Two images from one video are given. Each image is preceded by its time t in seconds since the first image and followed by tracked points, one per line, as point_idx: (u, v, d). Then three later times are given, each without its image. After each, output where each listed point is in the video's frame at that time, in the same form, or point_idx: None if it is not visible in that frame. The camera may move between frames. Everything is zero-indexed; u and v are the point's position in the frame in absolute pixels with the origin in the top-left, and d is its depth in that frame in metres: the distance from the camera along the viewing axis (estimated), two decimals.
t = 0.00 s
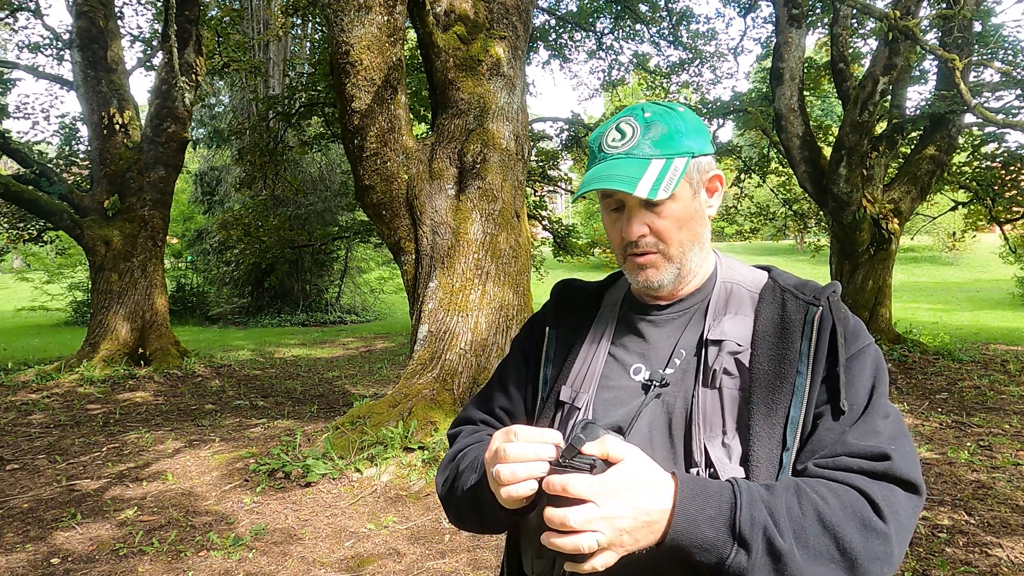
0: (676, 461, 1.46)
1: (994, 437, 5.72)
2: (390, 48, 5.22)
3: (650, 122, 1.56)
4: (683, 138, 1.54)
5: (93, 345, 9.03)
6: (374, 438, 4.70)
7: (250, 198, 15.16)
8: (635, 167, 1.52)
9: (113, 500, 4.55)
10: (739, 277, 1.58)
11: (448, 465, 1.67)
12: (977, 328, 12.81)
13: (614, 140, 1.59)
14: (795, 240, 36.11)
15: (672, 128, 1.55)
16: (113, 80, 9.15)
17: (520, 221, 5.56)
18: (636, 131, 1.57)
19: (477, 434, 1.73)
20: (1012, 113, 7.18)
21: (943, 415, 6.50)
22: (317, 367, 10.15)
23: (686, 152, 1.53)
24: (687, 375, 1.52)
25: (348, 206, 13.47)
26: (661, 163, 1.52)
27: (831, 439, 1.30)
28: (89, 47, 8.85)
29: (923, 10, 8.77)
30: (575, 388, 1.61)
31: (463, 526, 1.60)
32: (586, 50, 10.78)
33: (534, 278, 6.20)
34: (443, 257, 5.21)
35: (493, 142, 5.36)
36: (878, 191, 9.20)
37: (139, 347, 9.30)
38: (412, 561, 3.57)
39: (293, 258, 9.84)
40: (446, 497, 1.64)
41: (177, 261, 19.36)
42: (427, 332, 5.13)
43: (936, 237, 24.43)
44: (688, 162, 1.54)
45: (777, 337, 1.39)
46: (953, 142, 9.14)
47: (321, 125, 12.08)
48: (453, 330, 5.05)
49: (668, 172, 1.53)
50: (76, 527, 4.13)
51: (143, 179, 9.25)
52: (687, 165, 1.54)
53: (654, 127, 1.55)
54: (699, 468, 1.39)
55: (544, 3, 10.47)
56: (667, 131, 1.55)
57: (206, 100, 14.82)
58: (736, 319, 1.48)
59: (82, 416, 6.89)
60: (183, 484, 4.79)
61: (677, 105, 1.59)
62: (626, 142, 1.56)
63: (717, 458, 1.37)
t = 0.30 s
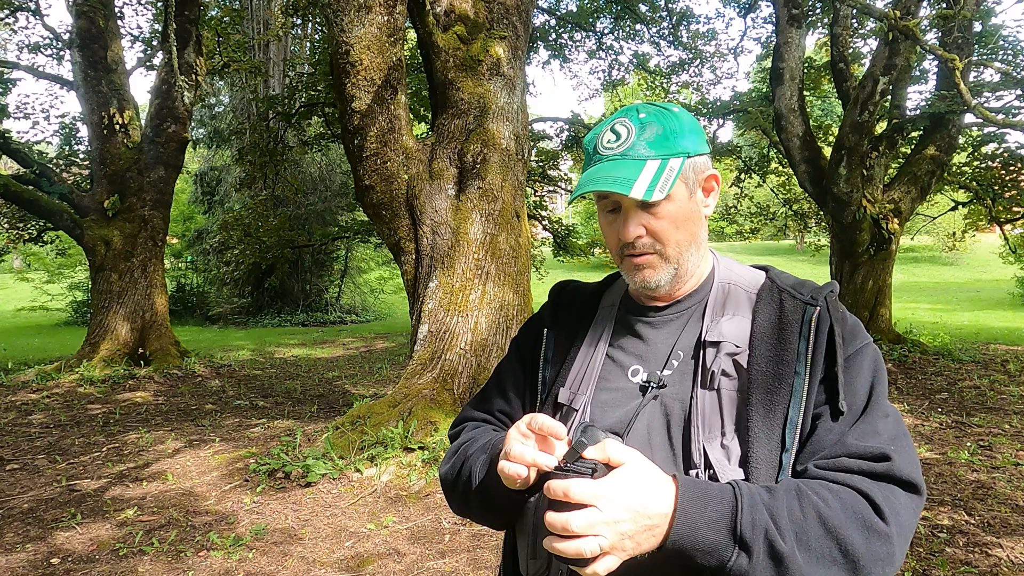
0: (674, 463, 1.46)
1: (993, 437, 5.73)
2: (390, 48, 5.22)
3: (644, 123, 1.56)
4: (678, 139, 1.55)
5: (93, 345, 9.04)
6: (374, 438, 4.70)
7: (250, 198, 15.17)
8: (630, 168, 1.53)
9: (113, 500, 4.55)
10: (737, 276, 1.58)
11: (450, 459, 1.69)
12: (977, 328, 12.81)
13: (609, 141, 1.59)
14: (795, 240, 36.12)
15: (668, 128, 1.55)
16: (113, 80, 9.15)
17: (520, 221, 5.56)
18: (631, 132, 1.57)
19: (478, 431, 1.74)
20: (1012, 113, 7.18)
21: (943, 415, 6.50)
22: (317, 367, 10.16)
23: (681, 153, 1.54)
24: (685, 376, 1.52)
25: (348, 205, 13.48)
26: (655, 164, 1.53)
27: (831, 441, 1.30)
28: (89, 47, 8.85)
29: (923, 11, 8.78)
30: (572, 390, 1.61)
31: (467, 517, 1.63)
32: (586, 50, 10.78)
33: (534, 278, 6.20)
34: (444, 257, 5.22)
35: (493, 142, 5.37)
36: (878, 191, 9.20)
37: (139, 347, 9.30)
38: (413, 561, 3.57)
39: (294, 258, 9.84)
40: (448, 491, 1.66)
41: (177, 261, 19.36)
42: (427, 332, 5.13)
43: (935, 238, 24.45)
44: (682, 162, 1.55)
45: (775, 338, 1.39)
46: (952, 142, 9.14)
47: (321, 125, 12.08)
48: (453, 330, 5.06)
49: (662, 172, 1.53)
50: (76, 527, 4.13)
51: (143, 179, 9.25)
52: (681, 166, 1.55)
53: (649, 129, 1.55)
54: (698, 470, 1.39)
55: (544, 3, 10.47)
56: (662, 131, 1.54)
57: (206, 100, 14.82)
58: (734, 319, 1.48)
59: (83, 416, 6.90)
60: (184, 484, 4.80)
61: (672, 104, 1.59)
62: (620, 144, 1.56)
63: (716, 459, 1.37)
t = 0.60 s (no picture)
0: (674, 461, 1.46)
1: (994, 437, 5.73)
2: (390, 48, 5.22)
3: (641, 124, 1.57)
4: (675, 139, 1.54)
5: (93, 345, 9.04)
6: (374, 438, 4.70)
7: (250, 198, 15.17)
8: (627, 168, 1.53)
9: (113, 500, 4.55)
10: (739, 276, 1.58)
11: (447, 457, 1.69)
12: (977, 328, 12.81)
13: (607, 143, 1.59)
14: (795, 241, 36.13)
15: (665, 128, 1.55)
16: (113, 80, 9.15)
17: (520, 221, 5.56)
18: (628, 133, 1.57)
19: (476, 428, 1.75)
20: (1012, 113, 7.17)
21: (943, 415, 6.50)
22: (317, 367, 10.15)
23: (678, 152, 1.54)
24: (686, 375, 1.52)
25: (348, 205, 13.48)
26: (652, 164, 1.53)
27: (825, 437, 1.30)
28: (89, 47, 8.85)
29: (923, 11, 8.78)
30: (575, 390, 1.61)
31: (461, 517, 1.63)
32: (586, 50, 10.78)
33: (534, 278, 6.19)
34: (444, 257, 5.22)
35: (493, 142, 5.37)
36: (878, 191, 9.20)
37: (139, 347, 9.30)
38: (412, 561, 3.57)
39: (294, 258, 9.84)
40: (444, 489, 1.66)
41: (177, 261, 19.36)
42: (427, 331, 5.13)
43: (935, 238, 24.48)
44: (680, 162, 1.54)
45: (774, 336, 1.39)
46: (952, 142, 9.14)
47: (321, 125, 12.08)
48: (453, 329, 5.05)
49: (660, 172, 1.53)
50: (76, 527, 4.13)
51: (143, 179, 9.25)
52: (679, 165, 1.54)
53: (646, 129, 1.55)
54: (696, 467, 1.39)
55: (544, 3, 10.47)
56: (659, 131, 1.55)
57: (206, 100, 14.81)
58: (734, 318, 1.48)
59: (83, 416, 6.90)
60: (184, 484, 4.80)
61: (670, 105, 1.59)
62: (617, 144, 1.56)
63: (713, 458, 1.37)
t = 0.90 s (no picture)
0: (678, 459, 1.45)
1: (994, 437, 5.73)
2: (390, 48, 5.22)
3: (650, 123, 1.57)
4: (684, 138, 1.54)
5: (93, 345, 9.03)
6: (374, 438, 4.70)
7: (249, 198, 15.17)
8: (635, 166, 1.53)
9: (113, 500, 4.55)
10: (743, 277, 1.58)
11: (447, 457, 1.70)
12: (977, 328, 12.81)
13: (615, 140, 1.60)
14: (795, 240, 36.13)
15: (673, 128, 1.55)
16: (113, 80, 9.14)
17: (520, 221, 5.56)
18: (637, 130, 1.57)
19: (476, 430, 1.75)
20: (1012, 113, 7.17)
21: (943, 415, 6.50)
22: (317, 367, 10.15)
23: (686, 152, 1.54)
24: (690, 374, 1.52)
25: (349, 205, 13.49)
26: (661, 163, 1.53)
27: (833, 439, 1.30)
28: (89, 47, 8.85)
29: (922, 11, 8.78)
30: (575, 386, 1.61)
31: (459, 519, 1.62)
32: (586, 50, 10.78)
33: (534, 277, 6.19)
34: (444, 257, 5.22)
35: (493, 142, 5.36)
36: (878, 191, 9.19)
37: (139, 347, 9.30)
38: (413, 561, 3.57)
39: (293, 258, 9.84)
40: (444, 489, 1.66)
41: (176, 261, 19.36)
42: (427, 331, 5.13)
43: (935, 238, 24.49)
44: (688, 162, 1.54)
45: (781, 337, 1.39)
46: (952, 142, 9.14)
47: (321, 125, 12.08)
48: (453, 330, 5.05)
49: (668, 170, 1.53)
50: (76, 527, 4.13)
51: (143, 179, 9.25)
52: (687, 165, 1.54)
53: (655, 127, 1.55)
54: (702, 467, 1.38)
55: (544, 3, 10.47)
56: (667, 131, 1.55)
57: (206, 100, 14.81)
58: (740, 317, 1.48)
59: (83, 416, 6.90)
60: (184, 483, 4.80)
61: (678, 105, 1.59)
62: (626, 142, 1.56)
63: (720, 457, 1.37)
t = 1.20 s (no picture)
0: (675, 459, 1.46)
1: (994, 437, 5.73)
2: (390, 48, 5.22)
3: (647, 124, 1.56)
4: (680, 139, 1.54)
5: (93, 345, 9.04)
6: (374, 438, 4.70)
7: (250, 198, 15.17)
8: (632, 167, 1.53)
9: (113, 500, 4.55)
10: (742, 275, 1.58)
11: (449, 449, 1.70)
12: (977, 328, 12.81)
13: (612, 142, 1.60)
14: (795, 241, 36.16)
15: (671, 128, 1.55)
16: (113, 80, 9.14)
17: (520, 221, 5.56)
18: (633, 132, 1.57)
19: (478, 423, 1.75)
20: (1012, 113, 7.17)
21: (943, 415, 6.50)
22: (317, 368, 10.15)
23: (683, 152, 1.54)
24: (688, 372, 1.52)
25: (350, 205, 13.48)
26: (657, 164, 1.53)
27: (828, 435, 1.30)
28: (89, 47, 8.84)
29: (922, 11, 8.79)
30: (576, 385, 1.62)
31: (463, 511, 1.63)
32: (586, 50, 10.78)
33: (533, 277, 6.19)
34: (444, 257, 5.22)
35: (493, 142, 5.36)
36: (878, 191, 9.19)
37: (139, 347, 9.30)
38: (413, 561, 3.57)
39: (293, 258, 9.84)
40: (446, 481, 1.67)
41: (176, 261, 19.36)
42: (427, 331, 5.13)
43: (935, 238, 24.50)
44: (685, 162, 1.54)
45: (779, 334, 1.39)
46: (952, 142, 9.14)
47: (321, 125, 12.08)
48: (453, 330, 5.06)
49: (666, 172, 1.53)
50: (76, 527, 4.13)
51: (143, 179, 9.25)
52: (685, 165, 1.54)
53: (652, 129, 1.55)
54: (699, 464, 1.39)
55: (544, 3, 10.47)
56: (664, 131, 1.55)
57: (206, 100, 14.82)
58: (738, 316, 1.48)
59: (83, 416, 6.90)
60: (184, 483, 4.80)
61: (675, 105, 1.59)
62: (623, 144, 1.56)
63: (716, 454, 1.38)
